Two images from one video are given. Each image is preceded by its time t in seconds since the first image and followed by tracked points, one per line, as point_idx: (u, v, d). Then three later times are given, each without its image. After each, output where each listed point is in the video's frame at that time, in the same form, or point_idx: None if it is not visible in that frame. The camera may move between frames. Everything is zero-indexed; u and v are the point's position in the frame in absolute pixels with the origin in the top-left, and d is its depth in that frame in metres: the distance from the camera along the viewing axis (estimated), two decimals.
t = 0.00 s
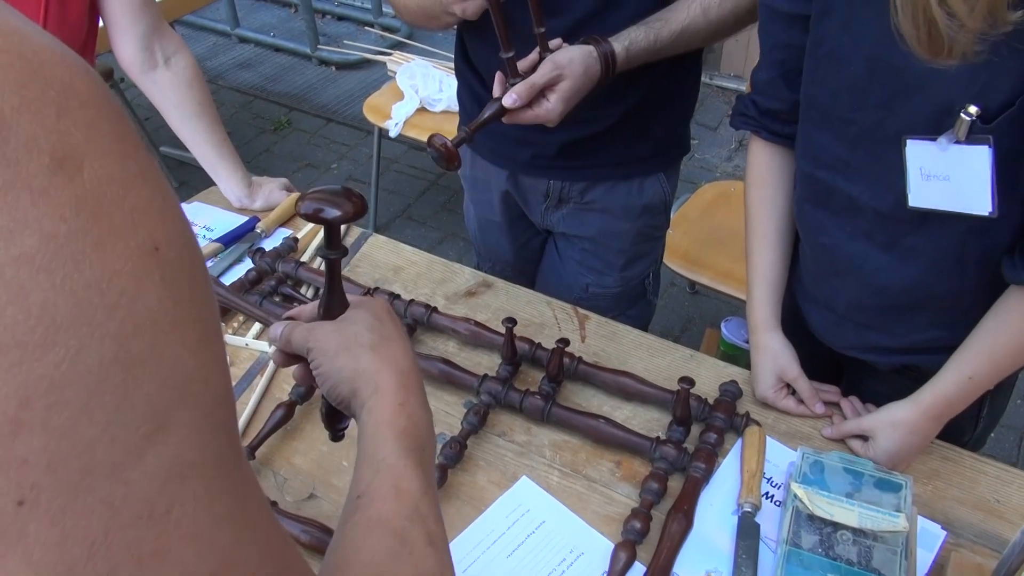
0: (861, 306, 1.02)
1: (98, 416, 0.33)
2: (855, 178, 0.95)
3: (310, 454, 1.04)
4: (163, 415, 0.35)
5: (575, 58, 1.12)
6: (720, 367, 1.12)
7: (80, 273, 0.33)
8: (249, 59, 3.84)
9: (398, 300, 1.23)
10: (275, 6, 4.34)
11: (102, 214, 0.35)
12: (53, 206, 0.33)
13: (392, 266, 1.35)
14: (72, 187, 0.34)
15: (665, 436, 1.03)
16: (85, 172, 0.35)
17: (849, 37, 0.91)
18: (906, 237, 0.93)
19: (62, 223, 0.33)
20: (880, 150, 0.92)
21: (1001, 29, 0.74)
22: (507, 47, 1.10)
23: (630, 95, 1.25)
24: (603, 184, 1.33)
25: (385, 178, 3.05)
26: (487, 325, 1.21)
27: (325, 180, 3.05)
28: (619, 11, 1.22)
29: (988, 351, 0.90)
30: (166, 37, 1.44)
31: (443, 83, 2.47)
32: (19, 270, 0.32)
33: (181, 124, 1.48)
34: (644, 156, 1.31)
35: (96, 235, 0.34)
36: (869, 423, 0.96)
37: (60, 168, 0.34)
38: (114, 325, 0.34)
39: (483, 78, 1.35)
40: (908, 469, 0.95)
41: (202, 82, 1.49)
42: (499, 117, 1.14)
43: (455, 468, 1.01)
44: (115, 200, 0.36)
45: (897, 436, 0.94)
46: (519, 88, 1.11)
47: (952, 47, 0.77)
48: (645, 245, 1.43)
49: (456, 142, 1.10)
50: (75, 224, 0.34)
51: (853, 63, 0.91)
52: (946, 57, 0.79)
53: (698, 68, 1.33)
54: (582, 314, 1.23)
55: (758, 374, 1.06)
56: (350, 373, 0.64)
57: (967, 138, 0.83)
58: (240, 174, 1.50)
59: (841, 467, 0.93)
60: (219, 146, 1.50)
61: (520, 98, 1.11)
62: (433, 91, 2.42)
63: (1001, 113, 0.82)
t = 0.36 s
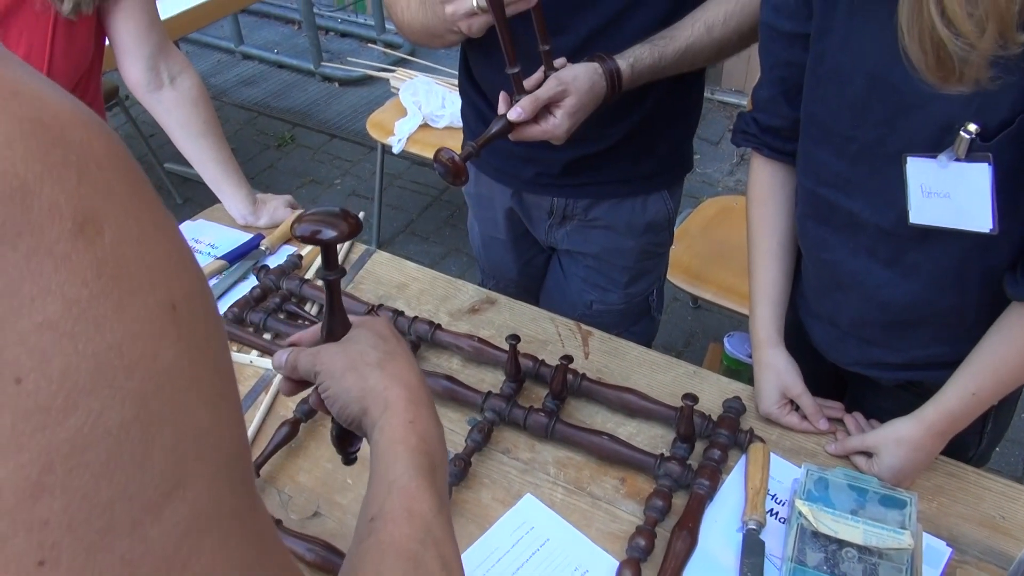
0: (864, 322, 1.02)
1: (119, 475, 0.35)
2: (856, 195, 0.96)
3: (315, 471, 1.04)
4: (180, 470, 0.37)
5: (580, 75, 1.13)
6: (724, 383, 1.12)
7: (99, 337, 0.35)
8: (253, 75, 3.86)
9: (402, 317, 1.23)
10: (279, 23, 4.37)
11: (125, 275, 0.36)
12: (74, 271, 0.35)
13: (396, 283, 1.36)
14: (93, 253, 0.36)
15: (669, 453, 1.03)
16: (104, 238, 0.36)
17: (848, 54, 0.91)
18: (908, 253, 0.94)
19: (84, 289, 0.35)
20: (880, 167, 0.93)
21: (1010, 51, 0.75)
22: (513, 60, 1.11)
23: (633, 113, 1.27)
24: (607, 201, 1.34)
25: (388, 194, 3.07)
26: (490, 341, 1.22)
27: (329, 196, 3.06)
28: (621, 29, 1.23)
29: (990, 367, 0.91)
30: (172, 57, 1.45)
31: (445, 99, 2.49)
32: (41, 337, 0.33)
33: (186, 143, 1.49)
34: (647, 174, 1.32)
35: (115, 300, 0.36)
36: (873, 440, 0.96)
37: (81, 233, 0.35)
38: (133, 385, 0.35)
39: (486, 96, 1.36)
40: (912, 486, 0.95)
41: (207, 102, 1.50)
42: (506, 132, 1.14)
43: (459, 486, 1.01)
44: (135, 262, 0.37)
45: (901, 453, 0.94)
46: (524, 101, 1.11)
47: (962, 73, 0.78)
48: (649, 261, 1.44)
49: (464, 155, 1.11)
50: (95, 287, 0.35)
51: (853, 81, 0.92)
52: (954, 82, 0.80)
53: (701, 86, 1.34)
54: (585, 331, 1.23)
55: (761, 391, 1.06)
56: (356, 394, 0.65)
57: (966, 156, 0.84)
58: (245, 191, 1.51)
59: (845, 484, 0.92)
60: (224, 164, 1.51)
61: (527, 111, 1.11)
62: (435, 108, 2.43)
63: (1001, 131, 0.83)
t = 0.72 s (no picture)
0: (874, 384, 1.02)
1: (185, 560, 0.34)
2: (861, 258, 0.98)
3: (326, 538, 1.03)
4: (243, 563, 0.36)
5: (593, 142, 1.17)
6: (737, 446, 1.12)
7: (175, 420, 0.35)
8: (265, 142, 3.96)
9: (413, 381, 1.24)
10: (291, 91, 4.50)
11: (201, 365, 0.38)
12: (157, 361, 0.36)
13: (407, 346, 1.37)
14: (177, 342, 0.37)
15: (683, 518, 1.02)
16: (187, 329, 0.38)
17: (847, 120, 0.94)
18: (915, 315, 0.95)
19: (168, 374, 0.36)
20: (884, 232, 0.94)
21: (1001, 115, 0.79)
22: (530, 126, 1.15)
23: (642, 177, 1.30)
24: (616, 264, 1.36)
25: (397, 257, 3.10)
26: (502, 405, 1.22)
27: (338, 260, 3.10)
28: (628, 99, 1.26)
29: (1003, 428, 0.91)
30: (189, 128, 1.49)
31: (453, 164, 2.55)
32: (124, 422, 0.34)
33: (202, 210, 1.51)
34: (656, 236, 1.34)
35: (196, 387, 0.37)
36: (890, 504, 0.96)
37: (166, 327, 0.37)
38: (207, 471, 0.36)
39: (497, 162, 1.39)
40: (931, 551, 0.94)
41: (223, 170, 1.53)
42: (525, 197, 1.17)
43: (472, 553, 1.00)
44: (211, 351, 0.38)
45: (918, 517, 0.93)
46: (540, 165, 1.15)
47: (957, 135, 0.82)
48: (658, 323, 1.45)
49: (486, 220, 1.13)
50: (176, 374, 0.36)
51: (854, 148, 0.94)
52: (948, 146, 0.83)
53: (707, 150, 1.37)
54: (596, 394, 1.23)
55: (775, 454, 1.06)
56: (374, 461, 0.65)
57: (968, 218, 0.86)
58: (259, 257, 1.53)
59: (864, 551, 0.92)
60: (239, 231, 1.53)
61: (544, 175, 1.15)
62: (443, 173, 2.48)
63: (1000, 194, 0.85)
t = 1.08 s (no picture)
0: (891, 466, 1.02)
1: None
2: (871, 339, 0.99)
3: None
4: None
5: (613, 237, 1.20)
6: (754, 529, 1.11)
7: (339, 447, 0.33)
8: (278, 226, 4.04)
9: (427, 464, 1.23)
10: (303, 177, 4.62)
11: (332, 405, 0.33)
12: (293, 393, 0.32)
13: (420, 428, 1.37)
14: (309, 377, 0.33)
15: None
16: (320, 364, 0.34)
17: (852, 207, 0.97)
18: (928, 396, 0.95)
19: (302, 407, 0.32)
20: (893, 314, 0.96)
21: (976, 202, 0.85)
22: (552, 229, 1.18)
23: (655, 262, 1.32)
24: (628, 345, 1.37)
25: (407, 337, 3.12)
26: (516, 488, 1.21)
27: (348, 341, 3.12)
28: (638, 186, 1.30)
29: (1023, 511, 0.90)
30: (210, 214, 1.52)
31: (463, 247, 2.59)
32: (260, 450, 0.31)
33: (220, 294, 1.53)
34: (667, 318, 1.36)
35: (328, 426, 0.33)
36: None
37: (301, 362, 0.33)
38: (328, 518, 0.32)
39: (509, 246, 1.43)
40: None
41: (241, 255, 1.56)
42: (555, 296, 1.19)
43: None
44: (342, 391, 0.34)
45: None
46: (566, 264, 1.18)
47: (930, 217, 0.88)
48: (672, 404, 1.45)
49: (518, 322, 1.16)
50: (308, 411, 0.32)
51: (860, 232, 0.97)
52: (922, 225, 0.89)
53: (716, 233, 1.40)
54: (610, 476, 1.22)
55: (794, 538, 1.05)
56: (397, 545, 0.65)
57: (977, 301, 0.88)
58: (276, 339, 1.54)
59: None
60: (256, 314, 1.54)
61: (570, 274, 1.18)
62: (453, 255, 2.53)
63: (1005, 279, 0.87)
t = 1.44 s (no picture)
0: (901, 543, 1.01)
1: None
2: (876, 414, 0.99)
3: None
4: None
5: (634, 327, 1.25)
6: None
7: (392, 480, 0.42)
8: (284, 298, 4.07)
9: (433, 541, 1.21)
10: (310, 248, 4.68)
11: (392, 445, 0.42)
12: (365, 431, 0.41)
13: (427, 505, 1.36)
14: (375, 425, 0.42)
15: None
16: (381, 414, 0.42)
17: (853, 284, 0.99)
18: (935, 471, 0.95)
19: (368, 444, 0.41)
20: (896, 389, 0.97)
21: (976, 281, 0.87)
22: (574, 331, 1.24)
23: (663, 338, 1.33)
24: (635, 420, 1.37)
25: (411, 409, 3.11)
26: (524, 565, 1.20)
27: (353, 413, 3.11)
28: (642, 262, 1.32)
29: None
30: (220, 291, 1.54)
31: (468, 318, 2.61)
32: (333, 477, 0.39)
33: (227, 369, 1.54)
34: (673, 392, 1.37)
35: (387, 462, 0.42)
36: None
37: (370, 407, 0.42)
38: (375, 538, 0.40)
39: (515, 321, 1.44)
40: None
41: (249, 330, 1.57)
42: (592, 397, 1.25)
43: None
44: (396, 434, 0.43)
45: None
46: (597, 365, 1.23)
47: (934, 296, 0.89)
48: (680, 478, 1.44)
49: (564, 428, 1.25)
50: (374, 446, 0.41)
51: (861, 308, 0.98)
52: (927, 304, 0.91)
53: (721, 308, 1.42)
54: (619, 553, 1.21)
55: None
56: None
57: (977, 377, 0.90)
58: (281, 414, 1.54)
59: None
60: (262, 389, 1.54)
61: (603, 372, 1.23)
62: (458, 326, 2.55)
63: (1005, 354, 0.89)
